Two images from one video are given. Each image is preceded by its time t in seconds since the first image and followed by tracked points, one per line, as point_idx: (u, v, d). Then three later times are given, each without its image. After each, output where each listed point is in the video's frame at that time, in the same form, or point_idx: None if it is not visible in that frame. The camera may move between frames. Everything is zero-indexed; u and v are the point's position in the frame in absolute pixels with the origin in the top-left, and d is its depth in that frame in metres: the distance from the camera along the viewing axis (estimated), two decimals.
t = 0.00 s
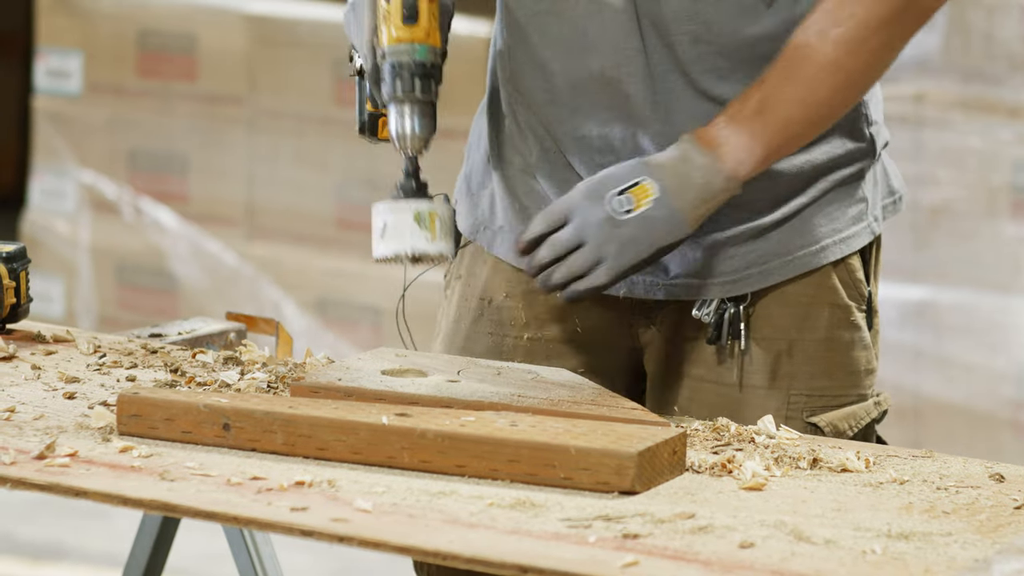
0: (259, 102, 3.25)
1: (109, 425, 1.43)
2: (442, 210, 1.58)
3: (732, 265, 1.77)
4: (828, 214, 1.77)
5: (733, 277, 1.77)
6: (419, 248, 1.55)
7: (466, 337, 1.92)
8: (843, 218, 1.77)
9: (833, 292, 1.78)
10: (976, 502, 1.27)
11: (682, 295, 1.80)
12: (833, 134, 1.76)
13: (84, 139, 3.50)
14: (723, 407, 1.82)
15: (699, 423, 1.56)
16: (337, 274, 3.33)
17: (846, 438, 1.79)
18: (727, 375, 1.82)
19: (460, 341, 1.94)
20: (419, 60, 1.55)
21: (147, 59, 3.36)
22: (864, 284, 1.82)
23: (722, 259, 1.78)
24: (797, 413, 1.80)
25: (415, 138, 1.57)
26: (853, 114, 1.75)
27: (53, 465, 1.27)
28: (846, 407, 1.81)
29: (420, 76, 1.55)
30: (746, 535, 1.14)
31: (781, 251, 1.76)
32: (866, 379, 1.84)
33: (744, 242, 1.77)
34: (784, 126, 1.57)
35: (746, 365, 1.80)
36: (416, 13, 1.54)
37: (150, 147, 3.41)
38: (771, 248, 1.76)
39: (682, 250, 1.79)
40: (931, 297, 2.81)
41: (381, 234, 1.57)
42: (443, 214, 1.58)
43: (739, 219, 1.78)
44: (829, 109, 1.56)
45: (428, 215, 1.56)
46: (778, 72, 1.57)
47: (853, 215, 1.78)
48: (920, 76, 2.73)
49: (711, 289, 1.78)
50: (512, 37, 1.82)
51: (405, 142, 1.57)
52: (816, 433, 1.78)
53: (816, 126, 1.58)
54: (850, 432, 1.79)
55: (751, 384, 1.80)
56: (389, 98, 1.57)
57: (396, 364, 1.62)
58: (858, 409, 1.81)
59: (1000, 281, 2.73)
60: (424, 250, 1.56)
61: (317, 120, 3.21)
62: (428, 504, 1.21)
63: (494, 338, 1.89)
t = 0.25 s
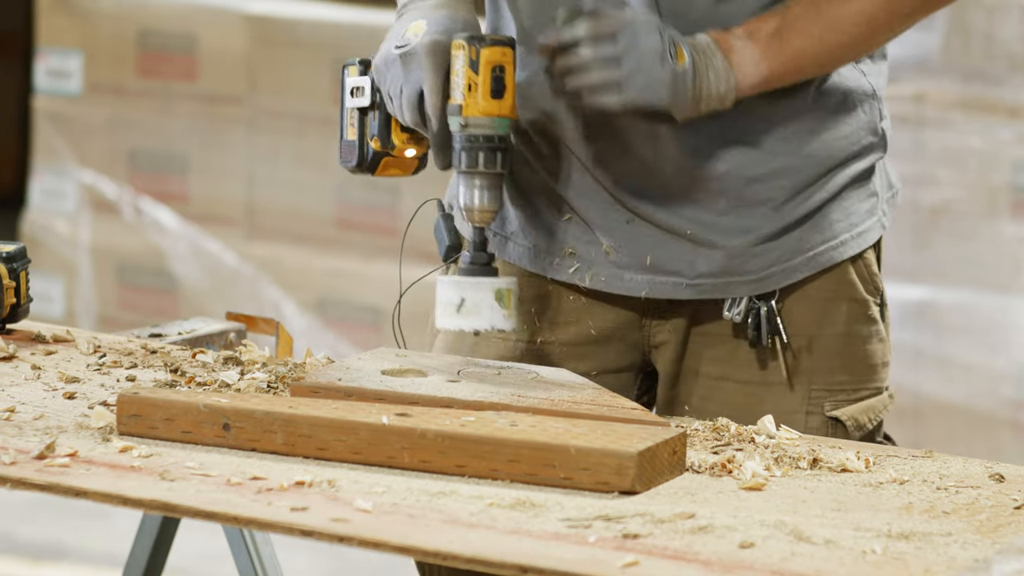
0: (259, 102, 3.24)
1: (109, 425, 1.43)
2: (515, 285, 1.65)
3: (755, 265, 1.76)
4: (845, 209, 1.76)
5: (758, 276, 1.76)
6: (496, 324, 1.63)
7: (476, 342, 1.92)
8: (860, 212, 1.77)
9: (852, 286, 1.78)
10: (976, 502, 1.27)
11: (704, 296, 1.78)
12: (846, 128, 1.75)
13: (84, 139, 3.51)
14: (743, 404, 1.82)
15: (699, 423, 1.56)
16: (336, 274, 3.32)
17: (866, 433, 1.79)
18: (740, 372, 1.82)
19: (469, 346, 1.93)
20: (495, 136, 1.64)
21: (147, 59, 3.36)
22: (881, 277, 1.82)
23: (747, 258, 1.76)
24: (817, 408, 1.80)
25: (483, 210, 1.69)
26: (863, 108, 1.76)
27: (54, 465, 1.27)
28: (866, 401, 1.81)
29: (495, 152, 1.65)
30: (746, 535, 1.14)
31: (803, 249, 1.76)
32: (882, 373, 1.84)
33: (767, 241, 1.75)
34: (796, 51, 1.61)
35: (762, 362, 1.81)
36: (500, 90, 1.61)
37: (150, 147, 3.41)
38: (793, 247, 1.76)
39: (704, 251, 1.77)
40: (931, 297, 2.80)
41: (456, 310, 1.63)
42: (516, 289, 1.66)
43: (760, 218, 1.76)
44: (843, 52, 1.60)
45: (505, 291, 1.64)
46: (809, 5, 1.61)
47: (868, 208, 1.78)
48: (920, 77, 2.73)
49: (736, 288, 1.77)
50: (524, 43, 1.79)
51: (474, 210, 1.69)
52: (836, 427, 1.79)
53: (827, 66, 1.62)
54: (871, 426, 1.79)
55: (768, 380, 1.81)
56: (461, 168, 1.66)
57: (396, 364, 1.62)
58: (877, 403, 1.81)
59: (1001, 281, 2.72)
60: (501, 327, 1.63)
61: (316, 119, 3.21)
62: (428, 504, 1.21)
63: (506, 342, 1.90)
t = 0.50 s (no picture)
0: (258, 102, 3.24)
1: (109, 425, 1.43)
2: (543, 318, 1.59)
3: (763, 265, 1.75)
4: (844, 206, 1.77)
5: (767, 275, 1.76)
6: (526, 362, 1.56)
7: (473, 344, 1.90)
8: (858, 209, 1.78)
9: (852, 282, 1.79)
10: (976, 502, 1.27)
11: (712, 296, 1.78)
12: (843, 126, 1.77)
13: (84, 139, 3.51)
14: (745, 403, 1.82)
15: (699, 423, 1.55)
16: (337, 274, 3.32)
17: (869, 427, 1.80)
18: (741, 371, 1.82)
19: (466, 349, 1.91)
20: (520, 172, 1.57)
21: (148, 59, 3.36)
22: (878, 272, 1.83)
23: (755, 257, 1.75)
24: (819, 404, 1.80)
25: (505, 246, 1.61)
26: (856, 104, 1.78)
27: (53, 465, 1.27)
28: (866, 395, 1.82)
29: (520, 188, 1.58)
30: (746, 535, 1.14)
31: (808, 248, 1.76)
32: (880, 366, 1.84)
33: (773, 240, 1.75)
34: (768, 38, 1.61)
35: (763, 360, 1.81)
36: (525, 124, 1.54)
37: (150, 147, 3.41)
38: (799, 246, 1.76)
39: (711, 252, 1.76)
40: (931, 297, 2.80)
41: (485, 346, 1.55)
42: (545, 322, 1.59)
43: (765, 219, 1.75)
44: (814, 48, 1.62)
45: (533, 326, 1.56)
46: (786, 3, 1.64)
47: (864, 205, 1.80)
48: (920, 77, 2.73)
49: (745, 288, 1.76)
50: (522, 50, 1.76)
51: (498, 246, 1.61)
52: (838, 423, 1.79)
53: (796, 59, 1.63)
54: (871, 420, 1.80)
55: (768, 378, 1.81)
56: (483, 205, 1.59)
57: (396, 364, 1.61)
58: (877, 395, 1.82)
59: (1001, 281, 2.72)
60: (530, 363, 1.57)
61: (316, 119, 3.20)
62: (428, 503, 1.21)
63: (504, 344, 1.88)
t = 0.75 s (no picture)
0: (259, 102, 3.24)
1: (109, 425, 1.43)
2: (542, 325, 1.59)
3: (752, 265, 1.75)
4: (831, 206, 1.77)
5: (756, 277, 1.75)
6: (524, 367, 1.57)
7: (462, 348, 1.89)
8: (844, 209, 1.79)
9: (839, 281, 1.80)
10: (975, 502, 1.27)
11: (702, 296, 1.77)
12: (825, 127, 1.77)
13: (85, 139, 3.52)
14: (735, 404, 1.82)
15: (699, 423, 1.55)
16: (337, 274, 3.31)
17: (858, 425, 1.81)
18: (732, 372, 1.82)
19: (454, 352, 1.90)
20: (519, 180, 1.57)
21: (148, 59, 3.37)
22: (864, 271, 1.83)
23: (744, 258, 1.74)
24: (810, 404, 1.81)
25: (503, 252, 1.61)
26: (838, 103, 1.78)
27: (53, 465, 1.27)
28: (855, 393, 1.83)
29: (519, 196, 1.58)
30: (746, 535, 1.14)
31: (797, 247, 1.75)
32: (867, 364, 1.85)
33: (762, 240, 1.74)
34: (754, 45, 1.60)
35: (754, 362, 1.81)
36: (525, 133, 1.54)
37: (150, 147, 3.41)
38: (787, 247, 1.75)
39: (701, 253, 1.75)
40: (931, 297, 2.80)
41: (484, 353, 1.55)
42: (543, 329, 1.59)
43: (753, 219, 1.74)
44: (801, 56, 1.62)
45: (532, 332, 1.57)
46: (772, 8, 1.63)
47: (850, 204, 1.81)
48: (920, 76, 2.72)
49: (734, 289, 1.75)
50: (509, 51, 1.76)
51: (496, 252, 1.61)
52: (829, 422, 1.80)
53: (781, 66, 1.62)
54: (861, 418, 1.81)
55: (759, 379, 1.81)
56: (482, 212, 1.59)
57: (394, 364, 1.61)
58: (865, 393, 1.84)
59: (1001, 281, 2.72)
60: (528, 370, 1.57)
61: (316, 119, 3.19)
62: (427, 503, 1.21)
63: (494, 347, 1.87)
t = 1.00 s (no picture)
0: (259, 102, 3.24)
1: (109, 425, 1.43)
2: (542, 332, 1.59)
3: (739, 267, 1.75)
4: (817, 207, 1.78)
5: (742, 278, 1.75)
6: (524, 374, 1.56)
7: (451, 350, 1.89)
8: (830, 210, 1.80)
9: (827, 283, 1.80)
10: (975, 502, 1.27)
11: (688, 297, 1.77)
12: (810, 129, 1.78)
13: (84, 139, 3.52)
14: (726, 406, 1.82)
15: (698, 424, 1.55)
16: (337, 274, 3.31)
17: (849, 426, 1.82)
18: (720, 375, 1.82)
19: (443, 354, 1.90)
20: (527, 185, 1.58)
21: (148, 59, 3.36)
22: (853, 272, 1.84)
23: (730, 259, 1.75)
24: (800, 404, 1.81)
25: (506, 257, 1.61)
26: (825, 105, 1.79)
27: (53, 465, 1.27)
28: (845, 394, 1.84)
29: (527, 201, 1.58)
30: (745, 536, 1.14)
31: (783, 248, 1.76)
32: (856, 365, 1.86)
33: (748, 241, 1.75)
34: (722, 44, 1.60)
35: (744, 364, 1.81)
36: (536, 138, 1.55)
37: (150, 147, 3.41)
38: (773, 248, 1.76)
39: (687, 255, 1.75)
40: (930, 297, 2.80)
41: (485, 358, 1.55)
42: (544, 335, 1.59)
43: (740, 221, 1.75)
44: (768, 56, 1.61)
45: (533, 339, 1.56)
46: (743, 6, 1.63)
47: (836, 206, 1.82)
48: (920, 76, 2.72)
49: (720, 290, 1.76)
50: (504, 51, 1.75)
51: (500, 258, 1.61)
52: (820, 423, 1.80)
53: (747, 65, 1.62)
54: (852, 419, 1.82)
55: (749, 380, 1.82)
56: (489, 217, 1.59)
57: (393, 365, 1.61)
58: (855, 394, 1.85)
59: (1001, 281, 2.72)
60: (528, 376, 1.57)
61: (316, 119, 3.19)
62: (427, 504, 1.21)
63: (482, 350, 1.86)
